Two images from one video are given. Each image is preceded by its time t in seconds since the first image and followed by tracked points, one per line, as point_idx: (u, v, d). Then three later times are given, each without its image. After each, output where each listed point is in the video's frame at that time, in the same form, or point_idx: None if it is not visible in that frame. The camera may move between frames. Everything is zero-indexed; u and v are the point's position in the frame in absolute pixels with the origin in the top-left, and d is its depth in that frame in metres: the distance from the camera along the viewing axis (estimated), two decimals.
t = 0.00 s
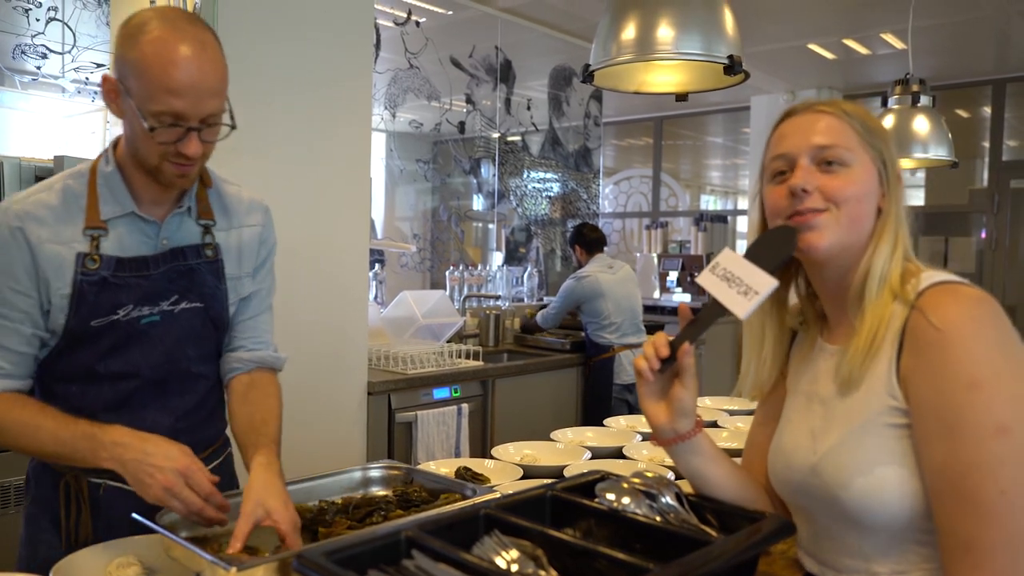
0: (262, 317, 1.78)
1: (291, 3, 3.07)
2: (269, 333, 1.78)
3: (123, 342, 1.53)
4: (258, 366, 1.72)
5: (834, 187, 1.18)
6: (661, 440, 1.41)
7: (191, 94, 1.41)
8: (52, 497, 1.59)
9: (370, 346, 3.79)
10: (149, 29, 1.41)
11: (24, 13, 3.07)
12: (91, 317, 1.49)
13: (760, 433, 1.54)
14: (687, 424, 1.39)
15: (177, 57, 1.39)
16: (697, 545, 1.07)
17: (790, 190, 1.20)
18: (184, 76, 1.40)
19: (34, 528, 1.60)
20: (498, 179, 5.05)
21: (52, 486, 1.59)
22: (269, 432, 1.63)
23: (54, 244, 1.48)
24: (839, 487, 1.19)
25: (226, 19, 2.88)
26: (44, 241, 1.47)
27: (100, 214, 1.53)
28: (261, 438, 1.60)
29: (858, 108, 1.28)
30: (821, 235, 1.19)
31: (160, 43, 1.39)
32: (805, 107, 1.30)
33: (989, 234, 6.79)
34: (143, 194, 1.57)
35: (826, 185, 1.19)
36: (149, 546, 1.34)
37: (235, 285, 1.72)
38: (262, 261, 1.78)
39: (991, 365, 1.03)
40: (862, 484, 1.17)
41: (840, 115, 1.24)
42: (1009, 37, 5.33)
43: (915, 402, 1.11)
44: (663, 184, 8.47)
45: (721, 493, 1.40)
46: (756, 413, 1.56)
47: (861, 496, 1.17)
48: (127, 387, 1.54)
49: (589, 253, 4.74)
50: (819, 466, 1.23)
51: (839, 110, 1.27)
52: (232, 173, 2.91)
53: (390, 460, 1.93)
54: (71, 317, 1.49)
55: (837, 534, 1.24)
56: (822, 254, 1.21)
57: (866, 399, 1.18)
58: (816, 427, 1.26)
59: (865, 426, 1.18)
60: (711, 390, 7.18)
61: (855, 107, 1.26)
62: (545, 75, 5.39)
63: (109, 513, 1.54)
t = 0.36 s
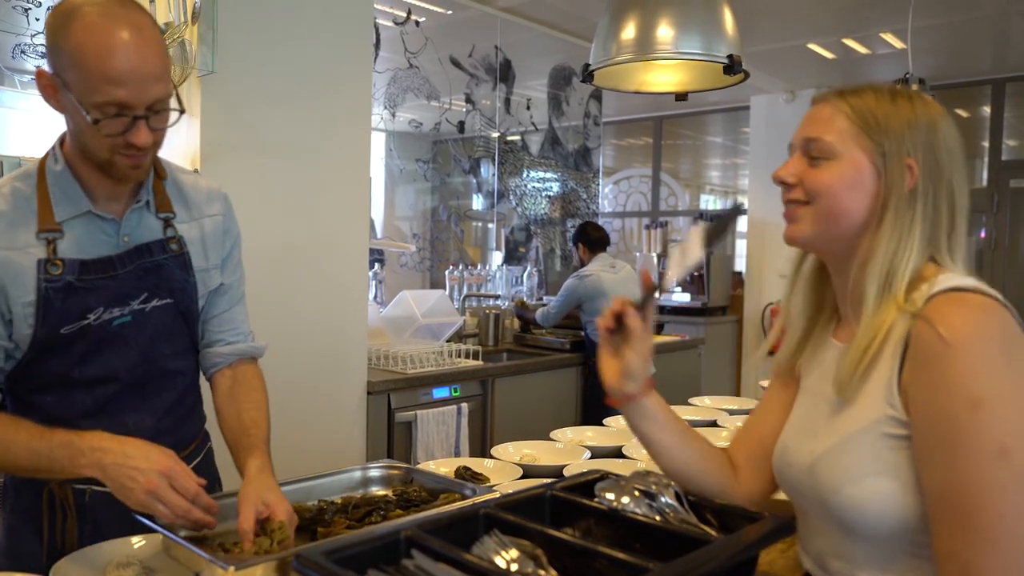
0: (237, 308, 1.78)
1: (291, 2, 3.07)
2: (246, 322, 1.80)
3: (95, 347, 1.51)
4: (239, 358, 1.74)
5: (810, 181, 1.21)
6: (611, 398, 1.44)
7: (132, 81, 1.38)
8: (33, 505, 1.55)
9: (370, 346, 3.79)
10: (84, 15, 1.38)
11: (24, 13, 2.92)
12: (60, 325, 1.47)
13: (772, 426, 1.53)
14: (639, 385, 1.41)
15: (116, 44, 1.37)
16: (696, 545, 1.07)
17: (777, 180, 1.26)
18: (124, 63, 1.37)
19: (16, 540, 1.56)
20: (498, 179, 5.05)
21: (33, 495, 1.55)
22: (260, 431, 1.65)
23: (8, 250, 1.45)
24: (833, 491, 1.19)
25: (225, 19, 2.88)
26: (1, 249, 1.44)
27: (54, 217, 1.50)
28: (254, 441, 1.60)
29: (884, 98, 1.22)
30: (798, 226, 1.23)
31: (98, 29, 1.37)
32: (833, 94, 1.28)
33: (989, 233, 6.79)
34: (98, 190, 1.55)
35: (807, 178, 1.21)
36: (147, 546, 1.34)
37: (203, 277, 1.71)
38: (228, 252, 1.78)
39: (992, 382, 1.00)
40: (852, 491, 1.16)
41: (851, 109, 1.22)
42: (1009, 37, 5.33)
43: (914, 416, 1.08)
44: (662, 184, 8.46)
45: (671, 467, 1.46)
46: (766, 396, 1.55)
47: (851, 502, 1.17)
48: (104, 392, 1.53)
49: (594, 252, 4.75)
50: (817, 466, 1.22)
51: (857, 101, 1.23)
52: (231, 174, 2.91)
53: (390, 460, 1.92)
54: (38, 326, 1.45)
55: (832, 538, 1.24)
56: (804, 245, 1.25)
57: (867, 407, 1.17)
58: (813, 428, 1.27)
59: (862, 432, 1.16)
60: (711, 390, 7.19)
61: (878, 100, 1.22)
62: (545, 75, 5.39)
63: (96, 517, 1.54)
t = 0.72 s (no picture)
0: (235, 306, 1.76)
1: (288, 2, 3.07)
2: (245, 321, 1.77)
3: (92, 345, 1.48)
4: (241, 356, 1.73)
5: (819, 178, 1.14)
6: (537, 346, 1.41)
7: (129, 83, 1.36)
8: (29, 504, 1.51)
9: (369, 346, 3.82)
10: (80, 15, 1.36)
11: (24, 13, 2.94)
12: (57, 324, 1.45)
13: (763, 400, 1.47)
14: (556, 319, 1.39)
15: (112, 45, 1.35)
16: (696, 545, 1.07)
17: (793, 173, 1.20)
18: (121, 65, 1.35)
19: (9, 539, 1.53)
20: (496, 178, 5.04)
21: (30, 493, 1.51)
22: (265, 432, 1.65)
23: (7, 250, 1.42)
24: (827, 496, 1.12)
25: (223, 19, 2.88)
26: None
27: (51, 216, 1.47)
28: (260, 441, 1.62)
29: (906, 86, 1.10)
30: (810, 224, 1.16)
31: (94, 31, 1.35)
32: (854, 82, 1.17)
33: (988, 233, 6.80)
34: (94, 190, 1.52)
35: (818, 174, 1.14)
36: (146, 545, 1.34)
37: (197, 278, 1.67)
38: (223, 251, 1.74)
39: (1009, 412, 0.91)
40: (846, 500, 1.09)
41: (871, 97, 1.11)
42: (1006, 36, 5.34)
43: (920, 434, 0.98)
44: (661, 183, 8.45)
45: (632, 409, 1.45)
46: (758, 360, 1.49)
47: (845, 512, 1.09)
48: (101, 391, 1.50)
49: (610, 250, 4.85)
50: (813, 468, 1.15)
51: (872, 90, 1.12)
52: (228, 173, 2.91)
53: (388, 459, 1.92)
54: (36, 324, 1.43)
55: (827, 546, 1.17)
56: (818, 243, 1.18)
57: (874, 415, 1.08)
58: (818, 426, 1.17)
59: (864, 440, 1.08)
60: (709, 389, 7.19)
61: (908, 87, 1.09)
62: (544, 75, 5.40)
63: (94, 517, 1.50)
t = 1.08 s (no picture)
0: (274, 309, 1.80)
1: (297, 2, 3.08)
2: (284, 323, 1.82)
3: (128, 335, 1.54)
4: (280, 357, 1.77)
5: (848, 178, 1.08)
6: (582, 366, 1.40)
7: (172, 80, 1.44)
8: (62, 487, 1.61)
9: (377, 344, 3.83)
10: (130, 21, 1.45)
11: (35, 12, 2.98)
12: (97, 312, 1.51)
13: (799, 422, 1.40)
14: (602, 336, 1.39)
15: (159, 46, 1.43)
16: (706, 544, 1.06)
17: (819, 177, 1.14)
18: (166, 65, 1.43)
19: (48, 520, 1.63)
20: (504, 177, 5.04)
21: (63, 478, 1.61)
22: (304, 423, 1.68)
23: (58, 239, 1.50)
24: (842, 506, 1.08)
25: (232, 19, 2.89)
26: (50, 235, 1.49)
27: (101, 209, 1.55)
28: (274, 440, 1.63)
29: (936, 87, 1.06)
30: (837, 226, 1.10)
31: (142, 33, 1.43)
32: (882, 86, 1.13)
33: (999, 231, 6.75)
34: (141, 185, 1.58)
35: (846, 174, 1.09)
36: (158, 542, 1.35)
37: (236, 278, 1.72)
38: (264, 255, 1.79)
39: None
40: (861, 511, 1.06)
41: (900, 97, 1.07)
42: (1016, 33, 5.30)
43: (942, 449, 0.93)
44: (669, 182, 8.41)
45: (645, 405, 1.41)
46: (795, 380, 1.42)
47: (859, 523, 1.06)
48: (134, 378, 1.56)
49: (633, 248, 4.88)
50: (832, 477, 1.11)
51: (904, 93, 1.08)
52: (239, 172, 2.92)
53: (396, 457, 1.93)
54: (77, 311, 1.50)
55: (845, 556, 1.13)
56: (847, 247, 1.11)
57: (897, 427, 1.03)
58: (844, 434, 1.12)
59: (885, 452, 1.04)
60: (717, 388, 7.16)
61: (938, 87, 1.06)
62: (551, 74, 5.39)
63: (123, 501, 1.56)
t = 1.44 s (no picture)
0: (311, 320, 1.87)
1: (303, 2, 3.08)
2: (320, 335, 1.88)
3: (162, 330, 1.60)
4: (314, 367, 1.83)
5: (864, 177, 1.08)
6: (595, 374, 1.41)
7: (236, 87, 1.51)
8: (86, 475, 1.65)
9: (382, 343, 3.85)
10: (200, 33, 1.53)
11: (39, 12, 3.12)
12: (137, 304, 1.58)
13: (817, 424, 1.37)
14: (616, 346, 1.39)
15: (225, 55, 1.50)
16: (710, 544, 1.06)
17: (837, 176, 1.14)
18: (230, 73, 1.50)
19: (72, 507, 1.67)
20: (509, 176, 5.04)
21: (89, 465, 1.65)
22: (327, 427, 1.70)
23: (114, 231, 1.58)
24: (848, 509, 1.09)
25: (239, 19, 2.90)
26: (106, 226, 1.57)
27: (157, 209, 1.63)
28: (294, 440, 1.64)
29: (953, 80, 1.04)
30: (854, 226, 1.10)
31: (210, 42, 1.50)
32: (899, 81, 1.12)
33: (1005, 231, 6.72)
34: (197, 190, 1.66)
35: (862, 173, 1.08)
36: (162, 542, 1.35)
37: (275, 288, 1.79)
38: (305, 268, 1.86)
39: None
40: (866, 513, 1.06)
41: (916, 92, 1.06)
42: None
43: (947, 453, 0.92)
44: (675, 182, 8.39)
45: (650, 405, 1.42)
46: (815, 383, 1.39)
47: (864, 525, 1.06)
48: (163, 371, 1.61)
49: (644, 247, 4.88)
50: (839, 481, 1.11)
51: (921, 88, 1.06)
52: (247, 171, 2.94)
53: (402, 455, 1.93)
54: (120, 301, 1.57)
55: (852, 558, 1.13)
56: (865, 247, 1.11)
57: (905, 430, 1.03)
58: (854, 434, 1.12)
59: (891, 455, 1.04)
60: (722, 388, 7.15)
61: (954, 81, 1.04)
62: (557, 73, 5.39)
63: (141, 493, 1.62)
